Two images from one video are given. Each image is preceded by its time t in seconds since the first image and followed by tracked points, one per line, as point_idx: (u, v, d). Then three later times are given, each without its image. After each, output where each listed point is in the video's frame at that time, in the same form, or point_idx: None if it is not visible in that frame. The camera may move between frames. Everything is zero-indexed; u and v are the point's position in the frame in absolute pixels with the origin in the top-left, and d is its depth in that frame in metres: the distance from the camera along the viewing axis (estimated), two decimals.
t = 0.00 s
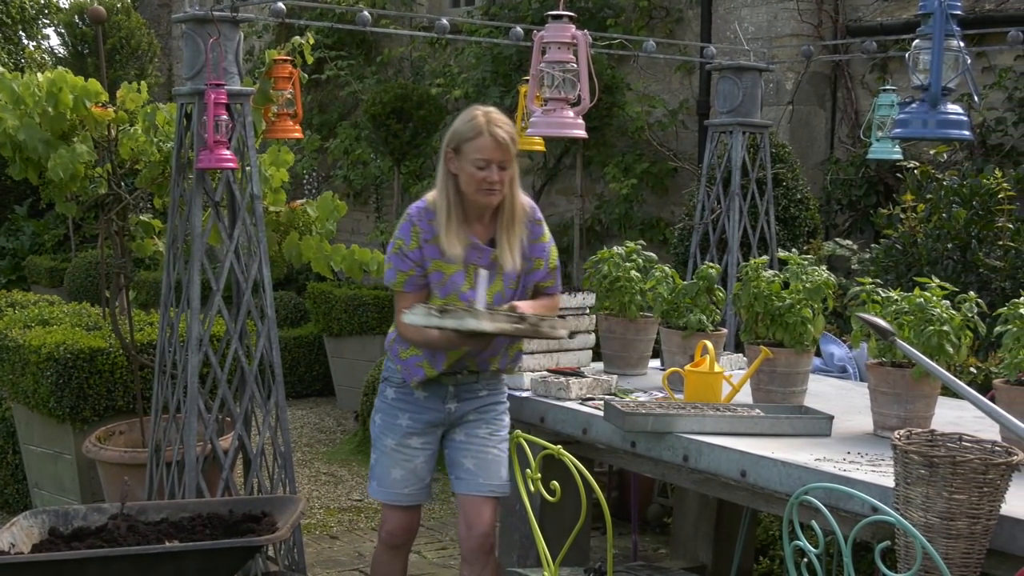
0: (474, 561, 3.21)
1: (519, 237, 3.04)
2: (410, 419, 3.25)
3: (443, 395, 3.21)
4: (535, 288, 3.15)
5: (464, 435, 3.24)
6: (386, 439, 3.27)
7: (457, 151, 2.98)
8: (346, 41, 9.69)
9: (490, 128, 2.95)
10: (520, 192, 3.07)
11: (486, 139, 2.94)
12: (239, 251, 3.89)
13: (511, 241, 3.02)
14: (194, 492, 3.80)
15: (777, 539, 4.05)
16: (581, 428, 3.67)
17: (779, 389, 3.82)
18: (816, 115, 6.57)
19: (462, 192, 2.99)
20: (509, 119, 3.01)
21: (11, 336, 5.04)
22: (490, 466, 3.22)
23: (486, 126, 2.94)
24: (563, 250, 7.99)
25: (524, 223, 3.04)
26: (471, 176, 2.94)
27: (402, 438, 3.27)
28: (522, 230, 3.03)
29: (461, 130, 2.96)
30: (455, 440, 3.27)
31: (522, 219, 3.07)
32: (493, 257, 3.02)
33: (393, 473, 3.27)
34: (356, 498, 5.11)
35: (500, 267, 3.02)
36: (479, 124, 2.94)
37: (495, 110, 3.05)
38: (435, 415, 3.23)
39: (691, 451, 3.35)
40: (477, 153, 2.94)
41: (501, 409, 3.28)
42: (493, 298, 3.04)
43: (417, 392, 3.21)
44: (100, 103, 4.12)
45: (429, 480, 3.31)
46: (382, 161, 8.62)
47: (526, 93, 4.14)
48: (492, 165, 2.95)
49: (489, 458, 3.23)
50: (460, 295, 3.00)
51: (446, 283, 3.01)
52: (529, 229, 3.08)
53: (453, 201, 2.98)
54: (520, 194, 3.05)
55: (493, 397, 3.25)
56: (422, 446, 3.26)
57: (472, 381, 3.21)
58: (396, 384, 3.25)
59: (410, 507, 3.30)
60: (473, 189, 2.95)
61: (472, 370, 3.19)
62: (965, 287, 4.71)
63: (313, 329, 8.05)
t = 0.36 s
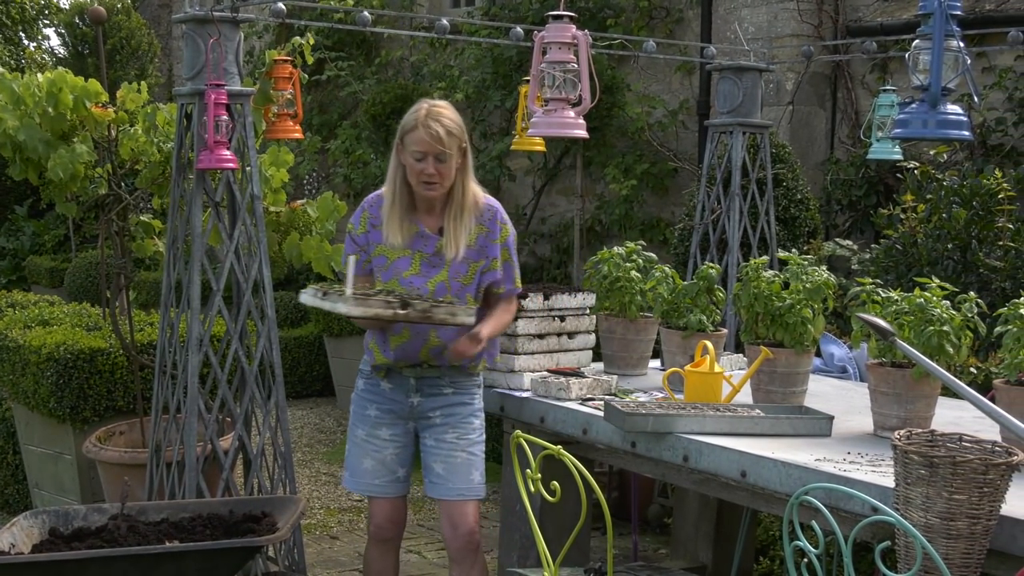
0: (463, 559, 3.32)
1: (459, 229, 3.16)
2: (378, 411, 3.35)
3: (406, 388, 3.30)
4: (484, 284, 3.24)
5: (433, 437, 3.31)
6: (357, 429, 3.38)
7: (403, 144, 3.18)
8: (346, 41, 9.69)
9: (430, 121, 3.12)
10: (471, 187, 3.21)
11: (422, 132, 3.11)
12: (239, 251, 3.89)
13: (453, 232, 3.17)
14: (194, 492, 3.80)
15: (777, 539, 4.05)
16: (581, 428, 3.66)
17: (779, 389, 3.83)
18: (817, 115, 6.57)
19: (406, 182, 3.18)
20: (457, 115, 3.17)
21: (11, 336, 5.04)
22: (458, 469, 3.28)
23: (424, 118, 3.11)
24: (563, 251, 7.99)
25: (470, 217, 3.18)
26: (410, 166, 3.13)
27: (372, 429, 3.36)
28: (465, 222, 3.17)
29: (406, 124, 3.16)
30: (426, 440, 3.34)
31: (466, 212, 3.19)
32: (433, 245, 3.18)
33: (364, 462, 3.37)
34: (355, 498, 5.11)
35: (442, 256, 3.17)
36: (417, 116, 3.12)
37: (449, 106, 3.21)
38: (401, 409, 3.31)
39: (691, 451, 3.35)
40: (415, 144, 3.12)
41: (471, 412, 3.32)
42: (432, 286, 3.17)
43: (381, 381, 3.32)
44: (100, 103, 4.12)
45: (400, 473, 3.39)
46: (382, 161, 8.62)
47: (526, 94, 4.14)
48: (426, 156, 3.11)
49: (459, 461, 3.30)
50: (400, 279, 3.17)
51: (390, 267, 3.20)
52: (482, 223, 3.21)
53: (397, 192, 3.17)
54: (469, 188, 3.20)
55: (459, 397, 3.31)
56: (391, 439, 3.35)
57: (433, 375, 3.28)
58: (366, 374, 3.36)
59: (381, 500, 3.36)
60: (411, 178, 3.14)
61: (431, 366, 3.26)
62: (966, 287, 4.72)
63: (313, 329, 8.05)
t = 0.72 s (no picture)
0: (458, 560, 3.64)
1: (426, 222, 3.40)
2: (368, 407, 3.70)
3: (390, 386, 3.63)
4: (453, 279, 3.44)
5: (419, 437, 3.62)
6: (351, 425, 3.73)
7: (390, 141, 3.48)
8: (347, 41, 9.71)
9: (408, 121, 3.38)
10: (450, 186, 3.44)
11: (395, 131, 3.39)
12: (240, 251, 3.90)
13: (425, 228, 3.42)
14: (195, 493, 3.81)
15: (777, 539, 4.05)
16: (582, 428, 3.66)
17: (780, 390, 3.82)
18: (817, 116, 6.57)
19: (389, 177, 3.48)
20: (439, 117, 3.41)
21: (11, 336, 5.04)
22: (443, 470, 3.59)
23: (400, 117, 3.39)
24: (564, 251, 7.99)
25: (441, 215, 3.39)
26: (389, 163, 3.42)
27: (363, 425, 3.71)
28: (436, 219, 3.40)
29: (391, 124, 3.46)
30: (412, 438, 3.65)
31: (435, 207, 3.42)
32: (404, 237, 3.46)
33: (356, 458, 3.72)
34: (356, 499, 5.11)
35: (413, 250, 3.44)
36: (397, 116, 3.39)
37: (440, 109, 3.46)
38: (387, 405, 3.64)
39: (692, 452, 3.36)
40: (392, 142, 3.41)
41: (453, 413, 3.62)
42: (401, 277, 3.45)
43: (369, 379, 3.65)
44: (101, 103, 4.12)
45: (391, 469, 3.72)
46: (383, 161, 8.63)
47: (527, 94, 4.14)
48: (396, 152, 3.39)
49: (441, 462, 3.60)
50: (376, 270, 3.50)
51: (371, 259, 3.53)
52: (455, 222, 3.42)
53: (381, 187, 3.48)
54: (443, 185, 3.43)
55: (440, 398, 3.60)
56: (379, 434, 3.68)
57: (415, 372, 3.58)
58: (359, 371, 3.72)
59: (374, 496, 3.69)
60: (390, 173, 3.43)
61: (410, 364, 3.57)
62: (966, 287, 4.72)
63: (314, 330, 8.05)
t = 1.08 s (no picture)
0: (471, 561, 3.71)
1: (429, 225, 3.37)
2: (381, 407, 3.78)
3: (400, 386, 3.69)
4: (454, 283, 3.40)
5: (429, 439, 3.69)
6: (366, 426, 3.81)
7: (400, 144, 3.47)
8: (365, 40, 9.71)
9: (417, 125, 3.38)
10: (456, 190, 3.40)
11: (403, 133, 3.38)
12: (260, 251, 3.90)
13: (429, 230, 3.39)
14: (214, 493, 3.81)
15: (798, 541, 4.04)
16: (602, 428, 3.65)
17: (801, 390, 3.81)
18: (838, 114, 6.57)
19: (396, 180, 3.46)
20: (447, 121, 3.39)
21: (32, 336, 5.05)
22: (452, 471, 3.66)
23: (410, 121, 3.39)
24: (582, 251, 7.98)
25: (445, 217, 3.36)
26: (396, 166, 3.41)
27: (377, 425, 3.79)
28: (439, 221, 3.36)
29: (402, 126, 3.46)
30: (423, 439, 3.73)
31: (439, 210, 3.39)
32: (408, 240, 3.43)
33: (371, 458, 3.81)
34: (376, 499, 5.11)
35: (417, 251, 3.41)
36: (407, 120, 3.39)
37: (453, 115, 3.44)
38: (398, 406, 3.71)
39: (712, 453, 3.34)
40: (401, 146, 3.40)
41: (462, 415, 3.68)
42: (404, 279, 3.43)
43: (380, 379, 3.73)
44: (121, 103, 4.12)
45: (405, 469, 3.79)
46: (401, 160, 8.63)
47: (546, 94, 4.12)
48: (403, 155, 3.38)
49: (450, 463, 3.67)
50: (380, 270, 3.49)
51: (376, 260, 3.51)
52: (460, 225, 3.38)
53: (389, 188, 3.47)
54: (450, 189, 3.40)
55: (450, 398, 3.67)
56: (392, 434, 3.76)
57: (423, 373, 3.64)
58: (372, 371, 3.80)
59: (388, 496, 3.79)
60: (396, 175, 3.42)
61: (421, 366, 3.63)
62: (989, 287, 4.70)
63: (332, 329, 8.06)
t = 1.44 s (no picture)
0: (501, 565, 3.62)
1: (460, 227, 3.28)
2: (409, 407, 3.70)
3: (427, 386, 3.62)
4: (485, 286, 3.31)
5: (457, 440, 3.61)
6: (394, 426, 3.74)
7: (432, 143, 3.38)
8: (394, 34, 9.63)
9: (450, 127, 3.27)
10: (489, 191, 3.30)
11: (435, 134, 3.29)
12: (286, 248, 3.82)
13: (460, 232, 3.30)
14: (239, 494, 3.73)
15: (837, 546, 3.93)
16: (636, 430, 3.55)
17: (842, 392, 3.70)
18: (879, 108, 6.47)
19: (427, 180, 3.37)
20: (481, 122, 3.29)
21: (55, 333, 4.99)
22: (480, 474, 3.58)
23: (443, 122, 3.29)
24: (616, 249, 7.88)
25: (477, 220, 3.27)
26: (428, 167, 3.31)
27: (405, 426, 3.72)
28: (470, 224, 3.27)
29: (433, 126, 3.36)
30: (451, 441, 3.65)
31: (471, 213, 3.30)
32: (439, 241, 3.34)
33: (399, 459, 3.73)
34: (404, 501, 5.03)
35: (447, 253, 3.32)
36: (440, 121, 3.29)
37: (487, 116, 3.33)
38: (426, 406, 3.64)
39: (750, 456, 3.24)
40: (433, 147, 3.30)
41: (492, 416, 3.60)
42: (433, 281, 3.34)
43: (407, 378, 3.65)
44: (145, 96, 4.04)
45: (434, 470, 3.72)
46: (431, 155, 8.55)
47: (580, 88, 4.01)
48: (435, 156, 3.28)
49: (479, 465, 3.59)
50: (409, 270, 3.40)
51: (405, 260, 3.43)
52: (492, 227, 3.28)
53: (419, 188, 3.38)
54: (482, 191, 3.31)
55: (478, 399, 3.58)
56: (420, 434, 3.69)
57: (451, 374, 3.56)
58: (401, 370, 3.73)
59: (416, 498, 3.71)
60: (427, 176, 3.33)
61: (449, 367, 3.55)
62: None
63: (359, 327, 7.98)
